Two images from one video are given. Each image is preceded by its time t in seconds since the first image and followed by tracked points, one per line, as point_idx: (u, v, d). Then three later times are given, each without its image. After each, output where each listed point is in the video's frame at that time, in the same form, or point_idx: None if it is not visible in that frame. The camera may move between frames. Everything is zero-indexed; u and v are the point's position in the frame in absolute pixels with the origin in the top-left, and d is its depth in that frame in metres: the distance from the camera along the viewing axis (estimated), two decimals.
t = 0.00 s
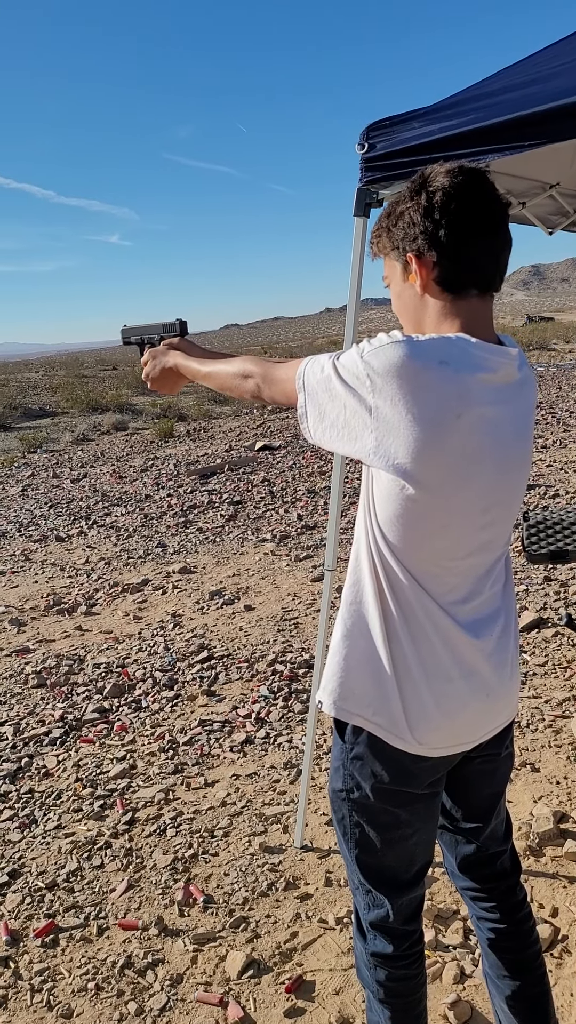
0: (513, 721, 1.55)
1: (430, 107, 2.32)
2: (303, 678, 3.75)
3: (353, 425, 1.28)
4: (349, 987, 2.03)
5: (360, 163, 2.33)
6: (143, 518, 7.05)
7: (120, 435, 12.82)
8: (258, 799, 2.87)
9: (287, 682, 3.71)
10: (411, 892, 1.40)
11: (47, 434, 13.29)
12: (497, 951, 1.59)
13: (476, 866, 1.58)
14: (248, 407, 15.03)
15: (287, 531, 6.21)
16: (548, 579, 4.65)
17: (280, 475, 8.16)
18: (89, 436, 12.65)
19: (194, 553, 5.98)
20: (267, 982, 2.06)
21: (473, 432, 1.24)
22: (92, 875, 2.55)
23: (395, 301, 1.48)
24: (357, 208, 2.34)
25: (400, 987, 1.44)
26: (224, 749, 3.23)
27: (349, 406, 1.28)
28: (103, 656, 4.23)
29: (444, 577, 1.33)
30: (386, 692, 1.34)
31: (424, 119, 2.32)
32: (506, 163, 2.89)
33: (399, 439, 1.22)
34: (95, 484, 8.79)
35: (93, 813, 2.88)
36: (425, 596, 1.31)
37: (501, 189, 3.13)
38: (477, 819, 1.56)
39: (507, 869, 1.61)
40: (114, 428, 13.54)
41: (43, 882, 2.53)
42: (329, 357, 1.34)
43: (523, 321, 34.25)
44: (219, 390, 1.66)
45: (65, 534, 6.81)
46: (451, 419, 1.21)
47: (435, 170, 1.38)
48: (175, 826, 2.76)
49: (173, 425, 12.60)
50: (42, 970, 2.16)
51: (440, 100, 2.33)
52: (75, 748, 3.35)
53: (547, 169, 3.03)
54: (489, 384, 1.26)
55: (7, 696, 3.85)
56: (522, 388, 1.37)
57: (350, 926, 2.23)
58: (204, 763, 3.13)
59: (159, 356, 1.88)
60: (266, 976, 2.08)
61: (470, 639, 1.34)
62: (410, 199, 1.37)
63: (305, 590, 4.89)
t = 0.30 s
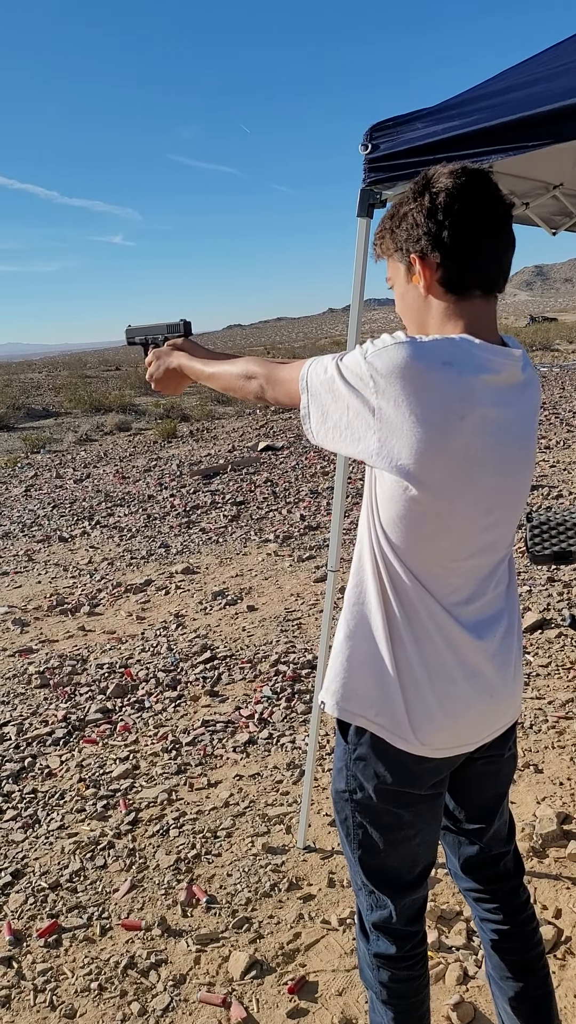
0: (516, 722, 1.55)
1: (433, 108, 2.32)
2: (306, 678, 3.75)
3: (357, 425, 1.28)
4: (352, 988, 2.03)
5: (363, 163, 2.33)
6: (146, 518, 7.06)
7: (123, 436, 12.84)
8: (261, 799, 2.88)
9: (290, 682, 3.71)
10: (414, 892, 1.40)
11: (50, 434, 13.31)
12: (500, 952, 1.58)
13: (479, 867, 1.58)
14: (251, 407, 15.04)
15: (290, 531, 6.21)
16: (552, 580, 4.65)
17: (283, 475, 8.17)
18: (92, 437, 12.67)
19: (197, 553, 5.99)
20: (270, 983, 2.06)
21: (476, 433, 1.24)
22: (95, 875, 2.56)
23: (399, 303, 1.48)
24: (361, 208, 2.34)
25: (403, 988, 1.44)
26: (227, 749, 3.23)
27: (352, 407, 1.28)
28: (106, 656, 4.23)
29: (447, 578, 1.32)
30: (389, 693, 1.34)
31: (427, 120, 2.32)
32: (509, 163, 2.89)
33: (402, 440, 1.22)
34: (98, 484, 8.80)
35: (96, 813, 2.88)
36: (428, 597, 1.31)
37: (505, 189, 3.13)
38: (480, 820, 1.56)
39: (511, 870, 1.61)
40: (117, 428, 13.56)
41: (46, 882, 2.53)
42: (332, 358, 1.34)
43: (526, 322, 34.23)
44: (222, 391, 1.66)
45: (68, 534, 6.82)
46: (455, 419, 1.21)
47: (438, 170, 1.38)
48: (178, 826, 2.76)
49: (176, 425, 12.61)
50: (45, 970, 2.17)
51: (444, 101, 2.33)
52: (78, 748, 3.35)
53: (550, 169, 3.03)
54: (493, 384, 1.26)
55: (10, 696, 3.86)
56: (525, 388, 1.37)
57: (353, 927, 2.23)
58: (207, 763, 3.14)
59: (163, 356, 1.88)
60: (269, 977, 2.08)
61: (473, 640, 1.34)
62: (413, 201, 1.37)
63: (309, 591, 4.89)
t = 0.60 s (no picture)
0: (517, 723, 1.55)
1: (434, 109, 2.32)
2: (308, 678, 3.75)
3: (360, 426, 1.28)
4: (353, 989, 2.03)
5: (364, 164, 2.33)
6: (148, 518, 7.07)
7: (126, 436, 12.85)
8: (262, 799, 2.88)
9: (292, 682, 3.72)
10: (415, 893, 1.40)
11: (52, 435, 13.33)
12: (501, 953, 1.58)
13: (480, 867, 1.58)
14: (253, 407, 15.05)
15: (292, 531, 6.22)
16: (554, 581, 4.65)
17: (285, 476, 8.18)
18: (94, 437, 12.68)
19: (199, 553, 5.99)
20: (270, 984, 2.06)
21: (479, 433, 1.24)
22: (96, 875, 2.56)
23: (401, 304, 1.48)
24: (362, 208, 2.35)
25: (404, 988, 1.44)
26: (228, 749, 3.23)
27: (356, 408, 1.28)
28: (108, 656, 4.24)
29: (449, 579, 1.32)
30: (390, 694, 1.34)
31: (428, 120, 2.32)
32: (510, 164, 2.89)
33: (405, 441, 1.22)
34: (100, 484, 8.81)
35: (97, 813, 2.88)
36: (429, 598, 1.31)
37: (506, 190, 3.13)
38: (481, 821, 1.56)
39: (512, 870, 1.60)
40: (119, 428, 13.57)
41: (47, 882, 2.54)
42: (336, 358, 1.34)
43: (528, 322, 34.22)
44: (229, 391, 1.66)
45: (70, 534, 6.83)
46: (457, 420, 1.21)
47: (439, 170, 1.38)
48: (179, 826, 2.76)
49: (178, 426, 12.63)
50: (47, 970, 2.17)
51: (445, 101, 2.33)
52: (80, 748, 3.36)
53: (551, 169, 3.03)
54: (496, 386, 1.26)
55: (12, 696, 3.87)
56: (529, 389, 1.36)
57: (354, 927, 2.23)
58: (209, 764, 3.14)
59: (169, 356, 1.88)
60: (270, 978, 2.08)
61: (474, 641, 1.34)
62: (415, 202, 1.37)
63: (310, 591, 4.90)
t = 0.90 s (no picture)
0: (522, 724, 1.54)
1: (435, 107, 2.31)
2: (308, 678, 3.75)
3: (368, 428, 1.28)
4: (352, 989, 2.02)
5: (365, 163, 2.33)
6: (149, 518, 7.07)
7: (127, 436, 12.85)
8: (262, 799, 2.87)
9: (292, 682, 3.72)
10: (417, 893, 1.40)
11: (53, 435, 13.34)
12: (503, 953, 1.58)
13: (483, 867, 1.58)
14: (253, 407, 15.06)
15: (292, 531, 6.23)
16: (554, 580, 4.64)
17: (286, 476, 8.19)
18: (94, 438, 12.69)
19: (200, 553, 6.00)
20: (270, 984, 2.06)
21: (486, 433, 1.23)
22: (96, 874, 2.56)
23: (412, 300, 1.48)
24: (362, 208, 2.34)
25: (404, 988, 1.43)
26: (228, 750, 3.22)
27: (363, 410, 1.28)
28: (108, 656, 4.24)
29: (455, 579, 1.32)
30: (395, 694, 1.34)
31: (429, 119, 2.31)
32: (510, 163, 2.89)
33: (411, 441, 1.21)
34: (100, 484, 8.81)
35: (97, 813, 2.88)
36: (436, 599, 1.31)
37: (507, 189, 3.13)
38: (485, 822, 1.55)
39: (515, 871, 1.60)
40: (120, 428, 13.58)
41: (47, 882, 2.53)
42: (343, 361, 1.34)
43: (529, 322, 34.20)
44: (240, 404, 1.66)
45: (70, 534, 6.84)
46: (464, 421, 1.21)
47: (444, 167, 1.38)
48: (179, 826, 2.76)
49: (179, 426, 12.64)
50: (46, 970, 2.16)
51: (446, 100, 2.33)
52: (80, 748, 3.35)
53: (552, 169, 3.03)
54: (504, 386, 1.25)
55: (12, 695, 3.87)
56: (537, 390, 1.36)
57: (354, 927, 2.22)
58: (208, 764, 3.13)
59: (180, 374, 1.88)
60: (269, 978, 2.08)
61: (480, 643, 1.33)
62: (431, 197, 1.37)
63: (311, 590, 4.90)
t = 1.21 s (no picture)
0: (519, 723, 1.54)
1: (432, 107, 2.32)
2: (306, 677, 3.76)
3: (365, 430, 1.28)
4: (350, 989, 2.02)
5: (362, 162, 2.32)
6: (147, 518, 7.07)
7: (125, 436, 12.84)
8: (259, 799, 2.87)
9: (290, 681, 3.72)
10: (416, 893, 1.40)
11: (51, 435, 13.34)
12: (501, 953, 1.58)
13: (480, 867, 1.58)
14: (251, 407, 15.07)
15: (291, 530, 6.23)
16: (552, 580, 4.65)
17: (284, 476, 8.19)
18: (93, 437, 12.68)
19: (198, 552, 6.00)
20: (267, 984, 2.06)
21: (483, 433, 1.23)
22: (93, 874, 2.56)
23: (402, 299, 1.47)
24: (360, 208, 2.32)
25: (402, 989, 1.43)
26: (226, 749, 3.22)
27: (359, 412, 1.28)
28: (106, 655, 4.24)
29: (452, 579, 1.32)
30: (393, 695, 1.34)
31: (426, 118, 2.31)
32: (508, 162, 2.88)
33: (408, 441, 1.21)
34: (99, 484, 8.80)
35: (94, 813, 2.88)
36: (433, 599, 1.31)
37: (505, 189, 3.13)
38: (482, 822, 1.55)
39: (512, 871, 1.60)
40: (118, 427, 13.58)
41: (44, 882, 2.53)
42: (336, 364, 1.34)
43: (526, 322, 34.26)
44: (229, 405, 1.66)
45: (68, 534, 6.84)
46: (460, 420, 1.21)
47: (438, 165, 1.38)
48: (176, 826, 2.76)
49: (177, 425, 12.64)
50: (43, 970, 2.16)
51: (443, 99, 2.33)
52: (77, 748, 3.35)
53: (550, 169, 3.04)
54: (499, 385, 1.26)
55: (10, 694, 3.87)
56: (532, 388, 1.36)
57: (351, 927, 2.22)
58: (206, 764, 3.13)
59: (171, 370, 1.88)
60: (267, 977, 2.08)
61: (477, 643, 1.33)
62: (418, 196, 1.36)
63: (309, 590, 4.90)
